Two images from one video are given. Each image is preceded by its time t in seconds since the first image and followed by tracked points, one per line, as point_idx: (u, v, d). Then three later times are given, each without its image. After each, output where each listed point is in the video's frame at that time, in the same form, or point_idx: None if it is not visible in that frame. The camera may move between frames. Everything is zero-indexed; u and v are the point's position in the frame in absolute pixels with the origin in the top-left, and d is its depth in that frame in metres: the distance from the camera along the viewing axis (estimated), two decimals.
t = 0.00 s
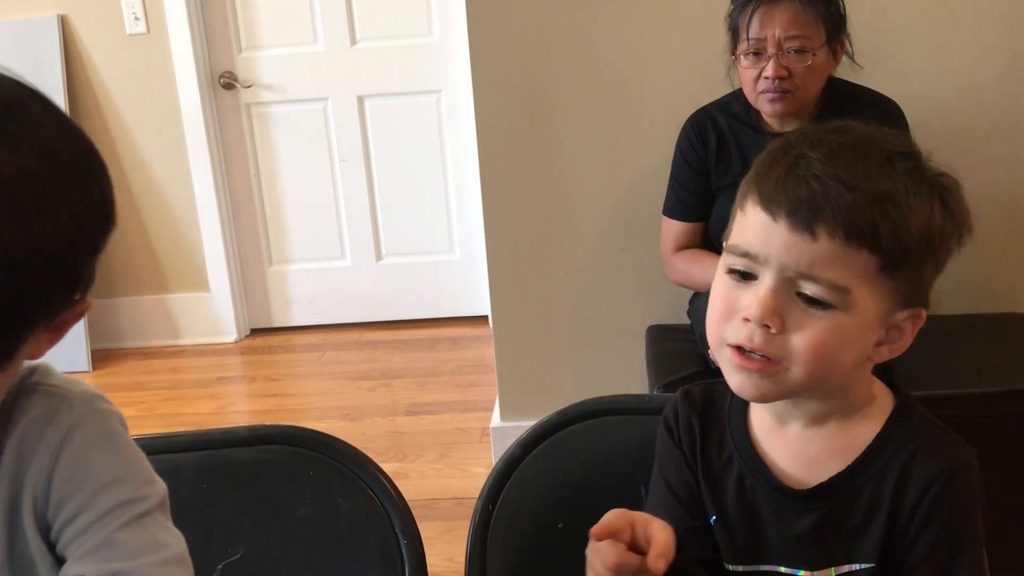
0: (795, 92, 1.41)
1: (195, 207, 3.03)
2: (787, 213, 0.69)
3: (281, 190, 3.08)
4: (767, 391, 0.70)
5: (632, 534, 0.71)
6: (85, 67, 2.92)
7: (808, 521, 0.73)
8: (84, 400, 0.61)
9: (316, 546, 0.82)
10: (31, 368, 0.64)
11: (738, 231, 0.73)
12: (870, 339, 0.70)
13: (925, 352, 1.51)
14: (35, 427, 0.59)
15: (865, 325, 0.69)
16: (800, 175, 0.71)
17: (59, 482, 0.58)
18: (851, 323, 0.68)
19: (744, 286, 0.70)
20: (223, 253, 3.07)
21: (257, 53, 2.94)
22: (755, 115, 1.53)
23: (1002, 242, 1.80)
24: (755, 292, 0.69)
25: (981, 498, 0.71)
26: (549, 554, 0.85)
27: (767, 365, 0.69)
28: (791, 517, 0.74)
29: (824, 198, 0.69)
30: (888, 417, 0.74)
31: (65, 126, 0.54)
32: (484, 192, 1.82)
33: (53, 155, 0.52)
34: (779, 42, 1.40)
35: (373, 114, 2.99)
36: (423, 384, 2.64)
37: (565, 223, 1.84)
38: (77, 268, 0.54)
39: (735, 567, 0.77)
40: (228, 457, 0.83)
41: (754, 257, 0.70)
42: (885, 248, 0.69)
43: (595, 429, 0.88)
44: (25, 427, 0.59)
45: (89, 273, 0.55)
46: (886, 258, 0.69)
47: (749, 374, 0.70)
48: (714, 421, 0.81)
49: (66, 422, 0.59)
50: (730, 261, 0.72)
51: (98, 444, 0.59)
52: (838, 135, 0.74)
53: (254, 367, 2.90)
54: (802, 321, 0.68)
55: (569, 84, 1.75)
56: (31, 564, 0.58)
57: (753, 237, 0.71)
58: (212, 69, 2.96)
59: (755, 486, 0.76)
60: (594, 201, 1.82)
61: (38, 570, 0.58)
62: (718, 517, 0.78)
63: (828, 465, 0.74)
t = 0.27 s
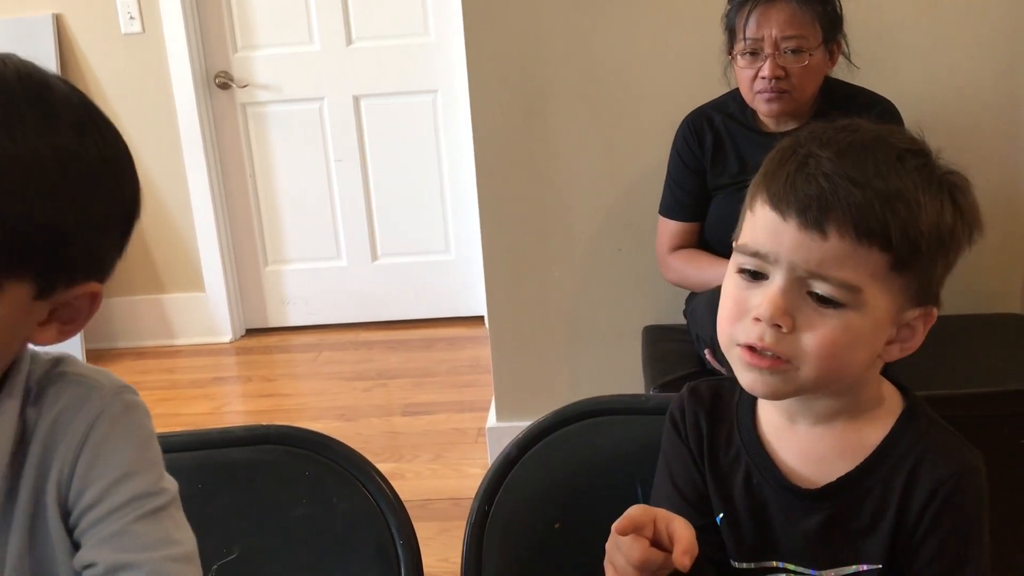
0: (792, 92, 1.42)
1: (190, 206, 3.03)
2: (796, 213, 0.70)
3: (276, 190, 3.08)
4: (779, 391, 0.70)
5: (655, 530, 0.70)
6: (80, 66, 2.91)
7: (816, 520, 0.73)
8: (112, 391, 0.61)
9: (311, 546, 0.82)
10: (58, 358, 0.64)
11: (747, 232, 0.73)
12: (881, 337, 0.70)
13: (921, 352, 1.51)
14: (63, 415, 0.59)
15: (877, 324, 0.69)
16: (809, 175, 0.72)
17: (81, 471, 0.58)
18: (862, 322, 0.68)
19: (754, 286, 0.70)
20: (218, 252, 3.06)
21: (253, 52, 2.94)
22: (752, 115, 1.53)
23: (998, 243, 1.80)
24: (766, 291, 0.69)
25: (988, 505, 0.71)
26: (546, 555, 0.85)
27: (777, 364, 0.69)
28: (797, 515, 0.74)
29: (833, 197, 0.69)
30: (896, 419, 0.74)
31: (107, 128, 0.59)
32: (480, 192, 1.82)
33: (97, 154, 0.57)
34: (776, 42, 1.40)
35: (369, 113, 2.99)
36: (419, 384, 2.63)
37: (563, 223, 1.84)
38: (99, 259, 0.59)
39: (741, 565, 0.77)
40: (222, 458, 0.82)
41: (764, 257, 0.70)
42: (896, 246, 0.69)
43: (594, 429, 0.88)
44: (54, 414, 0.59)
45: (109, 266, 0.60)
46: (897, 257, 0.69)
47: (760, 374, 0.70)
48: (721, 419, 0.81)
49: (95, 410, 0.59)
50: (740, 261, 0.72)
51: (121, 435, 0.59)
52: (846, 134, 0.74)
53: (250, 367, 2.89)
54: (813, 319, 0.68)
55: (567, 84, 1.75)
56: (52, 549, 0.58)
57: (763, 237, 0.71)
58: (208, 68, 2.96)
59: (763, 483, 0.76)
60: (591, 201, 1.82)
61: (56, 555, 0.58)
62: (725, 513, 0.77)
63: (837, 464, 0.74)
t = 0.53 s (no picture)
0: (789, 91, 1.42)
1: (186, 206, 3.02)
2: (789, 213, 0.69)
3: (272, 190, 3.07)
4: (773, 391, 0.70)
5: (664, 519, 0.70)
6: (75, 66, 2.91)
7: (815, 519, 0.73)
8: (83, 396, 0.63)
9: (308, 546, 0.82)
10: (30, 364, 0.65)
11: (742, 232, 0.73)
12: (876, 337, 0.70)
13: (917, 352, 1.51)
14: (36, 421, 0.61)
15: (871, 324, 0.69)
16: (804, 175, 0.71)
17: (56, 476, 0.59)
18: (855, 322, 0.68)
19: (748, 285, 0.70)
20: (214, 252, 3.06)
21: (249, 51, 2.93)
22: (749, 115, 1.54)
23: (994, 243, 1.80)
24: (759, 290, 0.69)
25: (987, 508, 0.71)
26: (542, 554, 0.85)
27: (771, 365, 0.69)
28: (796, 515, 0.73)
29: (827, 197, 0.69)
30: (897, 420, 0.74)
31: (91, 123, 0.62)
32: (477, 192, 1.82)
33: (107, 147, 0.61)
34: (773, 42, 1.40)
35: (366, 113, 2.98)
36: (415, 384, 2.63)
37: (559, 223, 1.84)
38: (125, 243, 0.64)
39: (740, 563, 0.76)
40: (218, 457, 0.82)
41: (758, 257, 0.70)
42: (890, 246, 0.69)
43: (592, 429, 0.88)
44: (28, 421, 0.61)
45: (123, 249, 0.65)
46: (892, 257, 0.69)
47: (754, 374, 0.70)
48: (723, 417, 0.81)
49: (64, 416, 0.61)
50: (736, 260, 0.72)
51: (93, 438, 0.61)
52: (842, 134, 0.74)
53: (246, 367, 2.89)
54: (806, 319, 0.68)
55: (564, 83, 1.75)
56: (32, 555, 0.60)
57: (757, 236, 0.71)
58: (204, 68, 2.95)
59: (762, 481, 0.76)
60: (588, 201, 1.82)
61: (36, 561, 0.60)
62: (725, 511, 0.77)
63: (836, 465, 0.73)
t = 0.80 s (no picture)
0: (785, 89, 1.42)
1: (181, 205, 3.02)
2: (778, 210, 0.70)
3: (267, 188, 3.07)
4: (762, 387, 0.70)
5: (665, 498, 0.70)
6: (70, 66, 2.90)
7: (809, 518, 0.73)
8: (78, 395, 0.64)
9: (303, 546, 0.81)
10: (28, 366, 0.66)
11: (733, 228, 0.73)
12: (868, 335, 0.70)
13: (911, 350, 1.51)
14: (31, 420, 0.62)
15: (861, 323, 0.69)
16: (795, 173, 0.72)
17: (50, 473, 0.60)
18: (845, 320, 0.68)
19: (739, 282, 0.71)
20: (210, 251, 3.05)
21: (244, 50, 2.93)
22: (744, 113, 1.54)
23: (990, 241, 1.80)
24: (748, 287, 0.69)
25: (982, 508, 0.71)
26: (539, 553, 0.85)
27: (760, 361, 0.69)
28: (791, 513, 0.74)
29: (817, 195, 0.69)
30: (892, 420, 0.74)
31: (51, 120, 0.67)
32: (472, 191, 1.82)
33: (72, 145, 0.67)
34: (769, 40, 1.40)
35: (361, 112, 2.98)
36: (411, 382, 2.63)
37: (554, 221, 1.84)
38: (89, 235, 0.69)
39: (736, 560, 0.76)
40: (214, 458, 0.82)
41: (747, 253, 0.70)
42: (882, 244, 0.68)
43: (590, 428, 0.88)
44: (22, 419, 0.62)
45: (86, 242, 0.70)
46: (882, 255, 0.69)
47: (744, 370, 0.70)
48: (718, 414, 0.81)
49: (61, 415, 0.62)
50: (728, 256, 0.72)
51: (87, 436, 0.62)
52: (834, 132, 0.74)
53: (241, 366, 2.88)
54: (794, 316, 0.68)
55: (559, 82, 1.75)
56: (24, 553, 0.61)
57: (747, 233, 0.71)
58: (199, 67, 2.95)
59: (758, 479, 0.76)
60: (584, 199, 1.82)
61: (29, 559, 0.61)
62: (721, 509, 0.77)
63: (831, 464, 0.73)
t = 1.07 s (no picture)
0: (782, 85, 1.42)
1: (176, 201, 3.01)
2: (771, 203, 0.70)
3: (262, 184, 3.06)
4: (754, 384, 0.69)
5: (663, 494, 0.70)
6: (64, 61, 2.89)
7: (805, 517, 0.72)
8: (70, 395, 0.62)
9: (297, 542, 0.81)
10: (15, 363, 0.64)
11: (726, 223, 0.73)
12: (862, 332, 0.70)
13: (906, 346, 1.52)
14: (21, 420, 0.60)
15: (855, 318, 0.69)
16: (790, 167, 0.71)
17: (40, 474, 0.59)
18: (839, 315, 0.68)
19: (731, 276, 0.70)
20: (205, 247, 3.04)
21: (237, 44, 2.92)
22: (740, 109, 1.54)
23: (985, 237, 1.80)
24: (741, 281, 0.69)
25: (978, 508, 0.71)
26: (534, 549, 0.85)
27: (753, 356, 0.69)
28: (787, 513, 0.73)
29: (812, 188, 0.69)
30: (887, 420, 0.73)
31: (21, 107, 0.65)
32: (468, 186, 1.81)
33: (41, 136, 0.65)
34: (765, 36, 1.40)
35: (357, 107, 2.97)
36: (407, 379, 2.63)
37: (550, 217, 1.83)
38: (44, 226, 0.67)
39: (734, 558, 0.77)
40: (208, 453, 0.82)
41: (741, 247, 0.70)
42: (877, 239, 0.68)
43: (587, 424, 0.88)
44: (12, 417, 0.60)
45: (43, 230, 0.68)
46: (876, 249, 0.69)
47: (736, 365, 0.69)
48: (713, 412, 0.81)
49: (54, 414, 0.60)
50: (721, 250, 0.72)
51: (78, 437, 0.60)
52: (829, 128, 0.74)
53: (237, 362, 2.88)
54: (787, 310, 0.67)
55: (555, 77, 1.75)
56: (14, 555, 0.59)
57: (740, 227, 0.71)
58: (194, 62, 2.93)
59: (753, 479, 0.76)
60: (579, 194, 1.82)
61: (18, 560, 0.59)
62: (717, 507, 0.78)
63: (827, 463, 0.74)
